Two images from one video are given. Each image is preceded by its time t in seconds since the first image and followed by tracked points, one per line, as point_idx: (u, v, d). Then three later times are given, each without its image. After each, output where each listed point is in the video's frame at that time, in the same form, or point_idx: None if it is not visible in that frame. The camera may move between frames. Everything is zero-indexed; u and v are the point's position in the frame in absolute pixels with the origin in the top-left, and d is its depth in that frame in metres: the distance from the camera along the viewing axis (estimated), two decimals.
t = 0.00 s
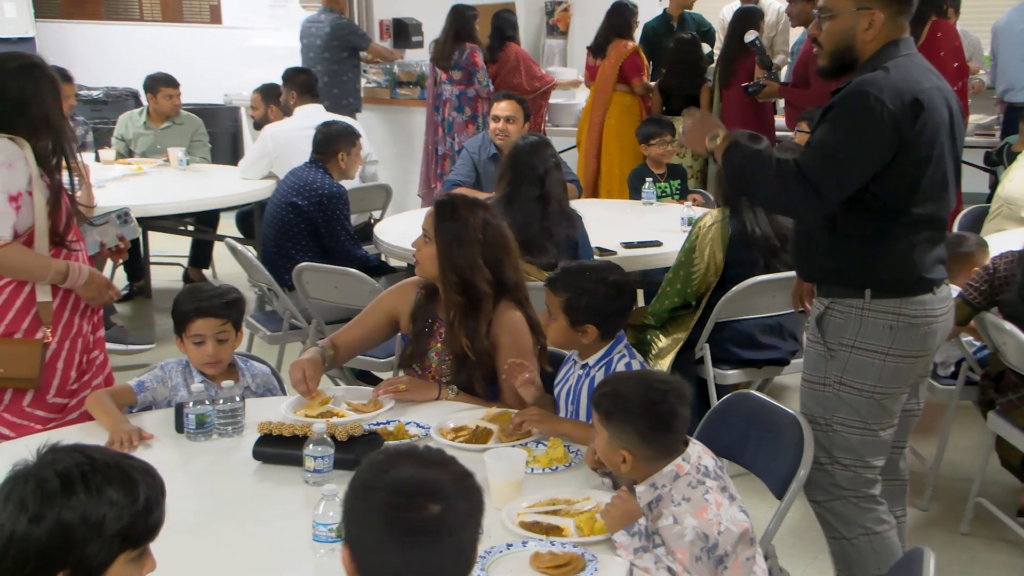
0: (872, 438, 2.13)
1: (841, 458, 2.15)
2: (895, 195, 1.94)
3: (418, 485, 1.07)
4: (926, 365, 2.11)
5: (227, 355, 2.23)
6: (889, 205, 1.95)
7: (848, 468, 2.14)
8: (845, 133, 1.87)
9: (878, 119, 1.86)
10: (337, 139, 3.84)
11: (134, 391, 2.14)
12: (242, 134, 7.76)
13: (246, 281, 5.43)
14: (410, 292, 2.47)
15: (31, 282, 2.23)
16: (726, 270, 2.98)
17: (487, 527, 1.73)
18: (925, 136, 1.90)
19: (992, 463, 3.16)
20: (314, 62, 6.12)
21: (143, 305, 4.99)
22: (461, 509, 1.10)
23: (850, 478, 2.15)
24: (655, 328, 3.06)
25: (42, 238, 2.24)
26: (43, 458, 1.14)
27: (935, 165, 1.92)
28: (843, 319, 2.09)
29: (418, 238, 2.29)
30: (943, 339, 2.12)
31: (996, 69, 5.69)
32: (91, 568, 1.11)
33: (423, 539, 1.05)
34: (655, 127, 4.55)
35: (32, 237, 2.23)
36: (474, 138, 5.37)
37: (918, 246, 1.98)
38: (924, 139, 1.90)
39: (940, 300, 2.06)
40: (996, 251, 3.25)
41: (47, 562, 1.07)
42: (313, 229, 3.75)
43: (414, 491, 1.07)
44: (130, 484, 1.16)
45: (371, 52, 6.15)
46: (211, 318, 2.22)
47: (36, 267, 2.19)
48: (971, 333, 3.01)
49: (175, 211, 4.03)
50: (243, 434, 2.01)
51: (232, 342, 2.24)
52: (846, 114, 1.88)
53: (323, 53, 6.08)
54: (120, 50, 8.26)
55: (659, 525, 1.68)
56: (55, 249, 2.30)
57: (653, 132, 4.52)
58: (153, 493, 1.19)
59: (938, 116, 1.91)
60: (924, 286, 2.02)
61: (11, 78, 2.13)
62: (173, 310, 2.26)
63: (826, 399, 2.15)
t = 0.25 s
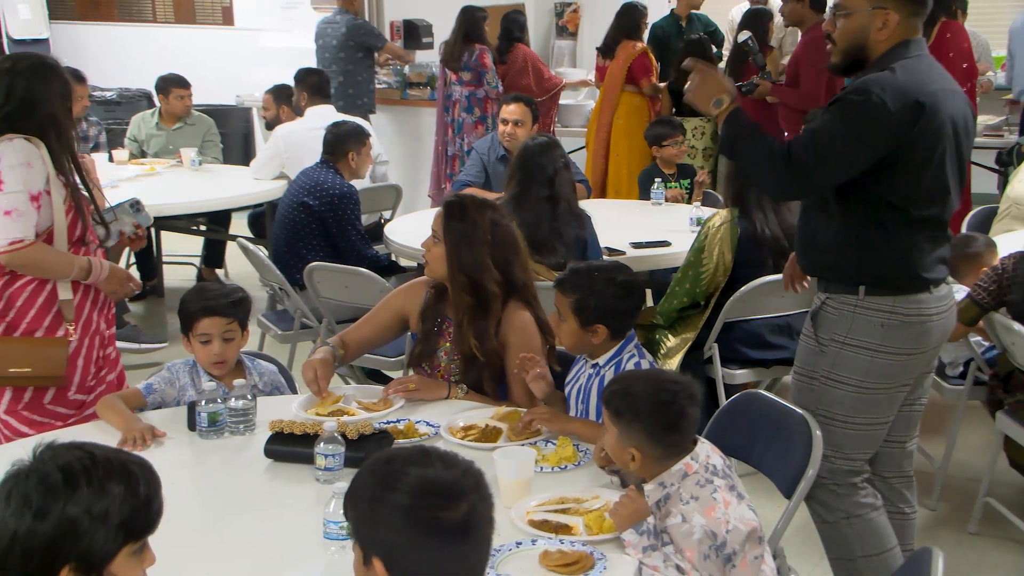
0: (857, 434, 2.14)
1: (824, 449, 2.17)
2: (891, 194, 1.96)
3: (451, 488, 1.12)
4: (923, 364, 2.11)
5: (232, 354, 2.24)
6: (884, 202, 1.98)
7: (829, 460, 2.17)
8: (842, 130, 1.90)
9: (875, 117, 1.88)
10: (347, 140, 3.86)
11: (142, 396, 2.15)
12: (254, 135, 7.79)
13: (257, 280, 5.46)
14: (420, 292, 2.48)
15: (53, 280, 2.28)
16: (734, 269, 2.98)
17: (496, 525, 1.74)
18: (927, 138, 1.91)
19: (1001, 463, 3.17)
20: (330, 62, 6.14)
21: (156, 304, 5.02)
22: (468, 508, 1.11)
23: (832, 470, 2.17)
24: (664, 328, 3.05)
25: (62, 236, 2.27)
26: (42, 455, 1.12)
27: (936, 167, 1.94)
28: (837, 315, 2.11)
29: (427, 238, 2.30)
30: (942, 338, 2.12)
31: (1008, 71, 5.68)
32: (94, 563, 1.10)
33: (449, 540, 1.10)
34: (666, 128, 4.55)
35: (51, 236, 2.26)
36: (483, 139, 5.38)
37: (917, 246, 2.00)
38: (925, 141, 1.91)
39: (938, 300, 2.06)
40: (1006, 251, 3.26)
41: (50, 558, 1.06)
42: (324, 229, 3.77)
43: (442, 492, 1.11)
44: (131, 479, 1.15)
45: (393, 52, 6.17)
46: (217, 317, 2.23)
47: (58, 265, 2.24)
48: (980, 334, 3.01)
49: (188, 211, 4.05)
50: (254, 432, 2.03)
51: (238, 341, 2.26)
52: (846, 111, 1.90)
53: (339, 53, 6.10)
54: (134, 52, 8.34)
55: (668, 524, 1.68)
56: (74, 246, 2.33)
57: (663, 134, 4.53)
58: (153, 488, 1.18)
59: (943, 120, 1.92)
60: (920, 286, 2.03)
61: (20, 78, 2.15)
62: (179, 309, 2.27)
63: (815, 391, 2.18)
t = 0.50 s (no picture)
0: (847, 428, 2.18)
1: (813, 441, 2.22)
2: (888, 194, 1.97)
3: (453, 487, 1.14)
4: (920, 362, 2.12)
5: (242, 354, 2.25)
6: (881, 201, 1.99)
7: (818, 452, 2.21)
8: (841, 126, 1.90)
9: (873, 115, 1.88)
10: (360, 140, 3.88)
11: (156, 395, 2.18)
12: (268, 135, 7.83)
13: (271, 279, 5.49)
14: (432, 291, 2.49)
15: (75, 279, 2.31)
16: (745, 269, 2.99)
17: (507, 523, 1.75)
18: (926, 141, 1.92)
19: (1012, 464, 3.17)
20: (342, 62, 6.17)
21: (170, 303, 5.05)
22: (471, 507, 1.14)
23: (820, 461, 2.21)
24: (675, 328, 3.05)
25: (81, 234, 2.29)
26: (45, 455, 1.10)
27: (935, 169, 1.94)
28: (831, 313, 2.15)
29: (439, 239, 2.31)
30: (941, 337, 2.12)
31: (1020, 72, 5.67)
32: (103, 559, 1.08)
33: (455, 539, 1.12)
34: (677, 129, 4.56)
35: (71, 235, 2.28)
36: (494, 140, 5.41)
37: (914, 246, 2.00)
38: (923, 143, 1.92)
39: (934, 301, 2.07)
40: (1017, 252, 3.26)
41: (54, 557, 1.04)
42: (336, 229, 3.78)
43: (445, 493, 1.14)
44: (135, 474, 1.13)
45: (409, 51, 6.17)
46: (225, 317, 2.22)
47: (81, 262, 2.26)
48: (991, 334, 3.02)
49: (203, 211, 4.08)
50: (268, 430, 2.04)
51: (246, 341, 2.25)
52: (848, 107, 1.90)
53: (351, 53, 6.13)
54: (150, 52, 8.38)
55: (679, 522, 1.68)
56: (92, 245, 2.36)
57: (674, 135, 4.54)
58: (158, 483, 1.16)
59: (944, 124, 1.92)
60: (915, 286, 2.04)
61: (32, 79, 2.17)
62: (189, 309, 2.26)
63: (809, 386, 2.23)
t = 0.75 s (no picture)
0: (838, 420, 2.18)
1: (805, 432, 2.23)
2: (888, 193, 1.98)
3: (452, 488, 1.16)
4: (915, 359, 2.10)
5: (254, 353, 2.26)
6: (881, 200, 1.99)
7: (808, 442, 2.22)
8: (841, 123, 1.91)
9: (871, 114, 1.90)
10: (373, 141, 3.90)
11: (171, 394, 2.20)
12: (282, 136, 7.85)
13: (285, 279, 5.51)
14: (445, 291, 2.51)
15: (94, 276, 2.34)
16: (757, 270, 2.99)
17: (517, 521, 1.75)
18: (926, 141, 1.92)
19: None
20: (352, 63, 6.19)
21: (185, 302, 5.08)
22: (471, 504, 1.17)
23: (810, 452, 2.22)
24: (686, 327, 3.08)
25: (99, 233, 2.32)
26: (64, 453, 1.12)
27: (934, 170, 1.94)
28: (827, 308, 2.16)
29: (452, 240, 2.32)
30: (939, 335, 2.10)
31: None
32: (121, 557, 1.09)
33: (451, 538, 1.13)
34: (689, 129, 4.56)
35: (89, 232, 2.31)
36: (506, 141, 5.45)
37: (914, 246, 2.00)
38: (922, 143, 1.92)
39: (932, 300, 2.06)
40: None
41: (70, 556, 1.05)
42: (349, 228, 3.80)
43: (444, 493, 1.16)
44: (150, 472, 1.14)
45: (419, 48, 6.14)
46: (236, 318, 2.22)
47: (100, 259, 2.29)
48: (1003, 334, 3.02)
49: (218, 211, 4.11)
50: (282, 429, 2.06)
51: (258, 342, 2.26)
52: (848, 103, 1.91)
53: (362, 53, 6.15)
54: (165, 52, 8.33)
55: (690, 521, 1.69)
56: (110, 244, 2.39)
57: (685, 135, 4.54)
58: (175, 482, 1.16)
59: (945, 125, 1.92)
60: (911, 285, 2.04)
61: (49, 79, 2.19)
62: (202, 309, 2.26)
63: (805, 378, 2.24)
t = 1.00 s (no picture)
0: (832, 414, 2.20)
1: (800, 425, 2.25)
2: (887, 193, 1.98)
3: (445, 486, 1.16)
4: (912, 358, 2.10)
5: (265, 354, 2.26)
6: (880, 201, 2.00)
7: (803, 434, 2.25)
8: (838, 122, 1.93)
9: (869, 113, 1.91)
10: (384, 141, 3.91)
11: (184, 392, 2.22)
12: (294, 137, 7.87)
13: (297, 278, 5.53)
14: (455, 290, 2.52)
15: (107, 276, 2.35)
16: (767, 270, 3.00)
17: (527, 521, 1.75)
18: (925, 141, 1.93)
19: None
20: (361, 63, 6.21)
21: (198, 301, 5.10)
22: (466, 502, 1.17)
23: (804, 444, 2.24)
24: (695, 328, 3.06)
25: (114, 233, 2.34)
26: (86, 454, 1.13)
27: (933, 170, 1.95)
28: (825, 305, 2.16)
29: (464, 241, 2.33)
30: (937, 334, 2.10)
31: None
32: (142, 558, 1.09)
33: (446, 537, 1.14)
34: (699, 130, 4.55)
35: (104, 234, 2.33)
36: (516, 141, 5.46)
37: (913, 246, 2.01)
38: (920, 142, 1.93)
39: (929, 299, 2.06)
40: None
41: (92, 555, 1.06)
42: (360, 228, 3.81)
43: (437, 492, 1.16)
44: (172, 472, 1.15)
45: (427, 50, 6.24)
46: (246, 319, 2.22)
47: (115, 259, 2.31)
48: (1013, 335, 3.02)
49: (231, 211, 4.12)
50: (294, 427, 2.07)
51: (269, 342, 2.26)
52: (850, 98, 1.91)
53: (369, 54, 6.16)
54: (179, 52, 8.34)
55: (699, 521, 1.69)
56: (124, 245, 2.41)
57: (695, 136, 4.53)
58: (198, 484, 1.18)
59: (943, 125, 1.93)
60: (909, 283, 2.04)
61: (63, 82, 2.20)
62: (213, 310, 2.26)
63: (802, 373, 2.26)
